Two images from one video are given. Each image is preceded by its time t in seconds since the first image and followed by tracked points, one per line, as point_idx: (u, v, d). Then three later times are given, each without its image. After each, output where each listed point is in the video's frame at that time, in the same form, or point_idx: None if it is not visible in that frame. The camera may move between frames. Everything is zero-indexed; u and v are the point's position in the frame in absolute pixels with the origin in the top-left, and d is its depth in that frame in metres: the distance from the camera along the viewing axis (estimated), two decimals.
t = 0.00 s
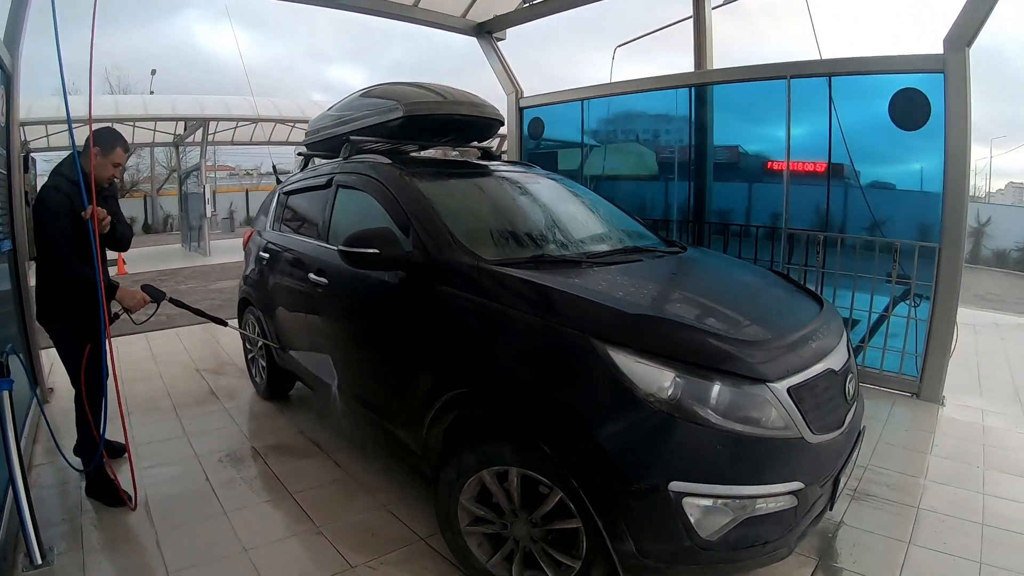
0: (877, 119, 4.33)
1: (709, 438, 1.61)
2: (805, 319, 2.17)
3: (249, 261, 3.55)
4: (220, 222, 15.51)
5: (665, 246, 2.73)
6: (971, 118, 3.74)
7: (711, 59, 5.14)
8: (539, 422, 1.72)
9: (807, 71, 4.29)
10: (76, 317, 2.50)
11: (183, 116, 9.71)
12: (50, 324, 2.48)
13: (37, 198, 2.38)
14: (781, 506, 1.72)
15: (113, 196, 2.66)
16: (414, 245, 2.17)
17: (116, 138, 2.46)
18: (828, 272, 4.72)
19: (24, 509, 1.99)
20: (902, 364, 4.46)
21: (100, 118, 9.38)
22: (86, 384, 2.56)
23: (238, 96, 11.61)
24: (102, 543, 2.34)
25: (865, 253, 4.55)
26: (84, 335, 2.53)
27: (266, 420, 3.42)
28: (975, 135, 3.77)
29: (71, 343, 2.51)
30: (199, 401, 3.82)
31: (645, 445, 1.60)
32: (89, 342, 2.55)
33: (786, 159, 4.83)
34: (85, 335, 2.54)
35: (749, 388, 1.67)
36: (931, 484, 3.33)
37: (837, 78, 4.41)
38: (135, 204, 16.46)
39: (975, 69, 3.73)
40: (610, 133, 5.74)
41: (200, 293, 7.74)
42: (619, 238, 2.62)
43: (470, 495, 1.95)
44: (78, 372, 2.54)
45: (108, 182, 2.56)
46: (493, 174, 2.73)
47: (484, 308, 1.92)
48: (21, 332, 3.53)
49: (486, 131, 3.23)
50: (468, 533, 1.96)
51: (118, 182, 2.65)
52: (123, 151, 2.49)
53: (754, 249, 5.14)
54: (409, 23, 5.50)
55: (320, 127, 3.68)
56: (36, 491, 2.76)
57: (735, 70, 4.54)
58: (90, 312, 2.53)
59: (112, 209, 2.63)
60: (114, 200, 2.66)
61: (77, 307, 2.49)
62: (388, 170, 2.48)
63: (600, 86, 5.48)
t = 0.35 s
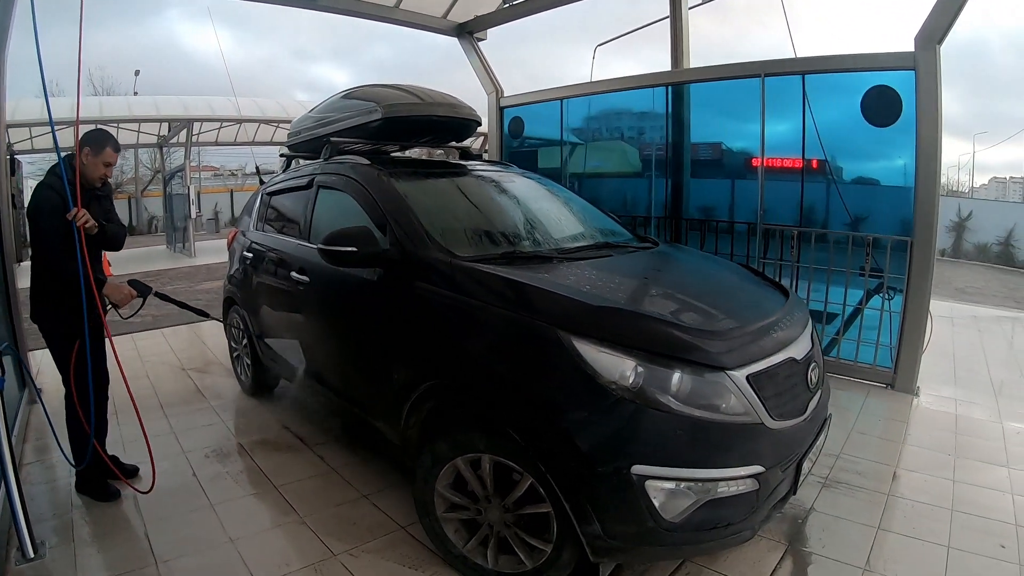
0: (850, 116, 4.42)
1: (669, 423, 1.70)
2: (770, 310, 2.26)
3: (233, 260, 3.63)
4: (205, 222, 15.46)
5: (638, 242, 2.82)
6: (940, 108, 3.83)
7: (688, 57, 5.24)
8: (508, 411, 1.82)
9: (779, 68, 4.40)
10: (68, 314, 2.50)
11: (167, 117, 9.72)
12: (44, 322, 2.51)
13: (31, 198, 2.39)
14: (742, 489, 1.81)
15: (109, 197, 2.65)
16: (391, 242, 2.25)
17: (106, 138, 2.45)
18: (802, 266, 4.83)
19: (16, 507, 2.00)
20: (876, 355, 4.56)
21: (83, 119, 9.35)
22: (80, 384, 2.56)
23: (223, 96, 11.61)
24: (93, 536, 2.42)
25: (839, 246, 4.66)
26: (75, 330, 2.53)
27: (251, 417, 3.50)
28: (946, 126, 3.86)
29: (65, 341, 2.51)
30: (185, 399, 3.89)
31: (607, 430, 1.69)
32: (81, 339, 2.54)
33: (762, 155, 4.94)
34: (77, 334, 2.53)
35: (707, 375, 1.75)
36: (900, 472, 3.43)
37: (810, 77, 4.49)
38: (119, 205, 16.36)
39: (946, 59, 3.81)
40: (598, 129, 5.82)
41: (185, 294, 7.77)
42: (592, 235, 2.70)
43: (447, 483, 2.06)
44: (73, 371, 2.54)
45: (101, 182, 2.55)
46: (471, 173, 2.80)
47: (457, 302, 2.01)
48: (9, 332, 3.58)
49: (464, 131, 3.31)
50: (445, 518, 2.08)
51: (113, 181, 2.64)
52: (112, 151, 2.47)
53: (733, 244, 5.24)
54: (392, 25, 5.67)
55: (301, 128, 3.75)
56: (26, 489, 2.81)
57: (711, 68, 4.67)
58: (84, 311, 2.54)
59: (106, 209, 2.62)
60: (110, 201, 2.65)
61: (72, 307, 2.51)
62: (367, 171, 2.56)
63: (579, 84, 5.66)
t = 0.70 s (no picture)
0: (828, 112, 4.49)
1: (642, 410, 1.78)
2: (744, 301, 2.33)
3: (223, 262, 3.73)
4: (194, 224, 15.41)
5: (618, 237, 2.89)
6: (917, 101, 3.93)
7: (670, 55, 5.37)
8: (489, 401, 1.91)
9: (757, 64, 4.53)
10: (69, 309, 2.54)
11: (154, 120, 9.72)
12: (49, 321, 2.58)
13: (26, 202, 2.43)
14: (716, 473, 1.88)
15: (105, 199, 2.67)
16: (375, 241, 2.33)
17: (97, 139, 2.47)
18: (783, 258, 4.96)
19: (16, 504, 2.06)
20: (857, 344, 4.67)
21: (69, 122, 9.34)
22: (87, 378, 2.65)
23: (209, 98, 11.61)
24: (91, 533, 2.49)
25: (818, 238, 4.77)
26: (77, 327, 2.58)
27: (243, 416, 3.57)
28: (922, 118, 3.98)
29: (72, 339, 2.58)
30: (178, 399, 3.95)
31: (582, 417, 1.78)
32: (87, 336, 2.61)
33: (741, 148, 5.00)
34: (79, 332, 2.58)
35: (679, 363, 1.83)
36: (877, 457, 3.53)
37: (788, 72, 4.55)
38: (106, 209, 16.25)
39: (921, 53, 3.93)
40: (585, 125, 5.89)
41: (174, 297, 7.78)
42: (573, 232, 2.77)
43: (432, 472, 2.16)
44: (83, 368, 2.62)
45: (96, 185, 2.58)
46: (454, 172, 2.88)
47: (438, 298, 2.09)
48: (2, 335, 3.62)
49: (446, 131, 3.38)
50: (431, 506, 2.18)
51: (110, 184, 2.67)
52: (104, 153, 2.49)
53: (715, 238, 5.33)
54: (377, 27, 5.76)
55: (289, 129, 3.85)
56: (23, 489, 2.87)
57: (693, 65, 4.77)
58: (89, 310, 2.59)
59: (101, 210, 2.63)
60: (105, 202, 2.66)
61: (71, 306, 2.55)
62: (351, 171, 2.64)
63: (567, 82, 5.76)
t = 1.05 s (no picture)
0: (815, 116, 4.55)
1: (631, 414, 1.82)
2: (732, 304, 2.38)
3: (216, 269, 3.81)
4: (185, 230, 15.33)
5: (607, 242, 2.94)
6: (904, 105, 4.00)
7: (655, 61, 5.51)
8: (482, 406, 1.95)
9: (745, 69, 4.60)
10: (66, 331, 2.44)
11: (145, 126, 9.68)
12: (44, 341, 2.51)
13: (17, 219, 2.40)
14: (705, 475, 1.93)
15: (100, 210, 2.67)
16: (368, 250, 2.39)
17: (91, 151, 2.46)
18: (771, 260, 5.03)
19: (14, 515, 2.08)
20: (845, 345, 4.74)
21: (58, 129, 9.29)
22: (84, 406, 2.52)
23: (199, 103, 11.56)
24: (87, 542, 2.51)
25: (806, 240, 4.82)
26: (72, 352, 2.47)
27: (237, 422, 3.60)
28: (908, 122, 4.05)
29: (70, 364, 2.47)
30: (171, 407, 3.97)
31: (574, 421, 1.82)
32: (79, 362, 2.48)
33: (729, 150, 5.05)
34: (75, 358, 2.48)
35: (668, 369, 1.87)
36: (865, 456, 3.59)
37: (776, 77, 4.61)
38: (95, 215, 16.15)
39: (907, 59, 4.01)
40: (575, 128, 5.93)
41: (165, 304, 7.75)
42: (563, 238, 2.81)
43: (427, 477, 2.19)
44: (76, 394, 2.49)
45: (91, 197, 2.57)
46: (445, 180, 2.92)
47: (430, 306, 2.14)
48: None
49: (437, 138, 3.45)
50: (426, 511, 2.22)
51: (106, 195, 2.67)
52: (98, 164, 2.49)
53: (704, 240, 5.39)
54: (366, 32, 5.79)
55: (279, 137, 3.88)
56: (18, 499, 2.88)
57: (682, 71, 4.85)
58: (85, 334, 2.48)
59: (97, 222, 2.65)
60: (100, 214, 2.66)
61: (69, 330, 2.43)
62: (346, 182, 2.70)
63: (556, 86, 5.81)
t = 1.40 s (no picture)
0: (800, 114, 4.59)
1: (622, 408, 1.82)
2: (720, 299, 2.39)
3: (202, 270, 3.79)
4: (169, 232, 15.15)
5: (594, 238, 2.96)
6: (887, 100, 4.04)
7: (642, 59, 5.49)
8: (472, 402, 1.95)
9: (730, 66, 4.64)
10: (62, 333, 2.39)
11: (128, 127, 9.56)
12: (27, 355, 2.39)
13: None
14: (695, 468, 1.93)
15: (92, 218, 2.57)
16: (355, 247, 2.40)
17: (86, 153, 2.34)
18: (757, 257, 5.05)
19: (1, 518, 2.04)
20: (831, 340, 4.78)
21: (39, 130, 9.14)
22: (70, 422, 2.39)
23: (183, 103, 11.43)
24: (76, 546, 2.47)
25: (791, 237, 4.86)
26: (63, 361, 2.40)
27: (225, 423, 3.58)
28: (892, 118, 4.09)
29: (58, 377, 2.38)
30: (158, 409, 3.92)
31: (564, 416, 1.82)
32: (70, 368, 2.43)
33: (714, 148, 5.08)
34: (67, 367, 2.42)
35: (658, 363, 1.88)
36: (854, 449, 3.62)
37: (761, 74, 4.64)
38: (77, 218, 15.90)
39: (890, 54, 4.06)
40: (560, 126, 5.93)
41: (150, 306, 7.65)
42: (550, 234, 2.82)
43: (417, 475, 2.19)
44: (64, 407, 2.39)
45: (83, 203, 2.45)
46: (432, 178, 2.92)
47: (419, 303, 2.14)
48: None
49: (424, 136, 3.48)
50: (416, 509, 2.21)
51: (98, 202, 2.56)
52: (93, 168, 2.37)
53: (690, 237, 5.39)
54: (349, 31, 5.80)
55: (265, 136, 3.88)
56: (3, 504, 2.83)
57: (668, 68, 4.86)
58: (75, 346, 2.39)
59: (88, 233, 2.56)
60: (91, 224, 2.57)
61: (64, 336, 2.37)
62: (332, 180, 2.70)
63: (540, 85, 5.80)
